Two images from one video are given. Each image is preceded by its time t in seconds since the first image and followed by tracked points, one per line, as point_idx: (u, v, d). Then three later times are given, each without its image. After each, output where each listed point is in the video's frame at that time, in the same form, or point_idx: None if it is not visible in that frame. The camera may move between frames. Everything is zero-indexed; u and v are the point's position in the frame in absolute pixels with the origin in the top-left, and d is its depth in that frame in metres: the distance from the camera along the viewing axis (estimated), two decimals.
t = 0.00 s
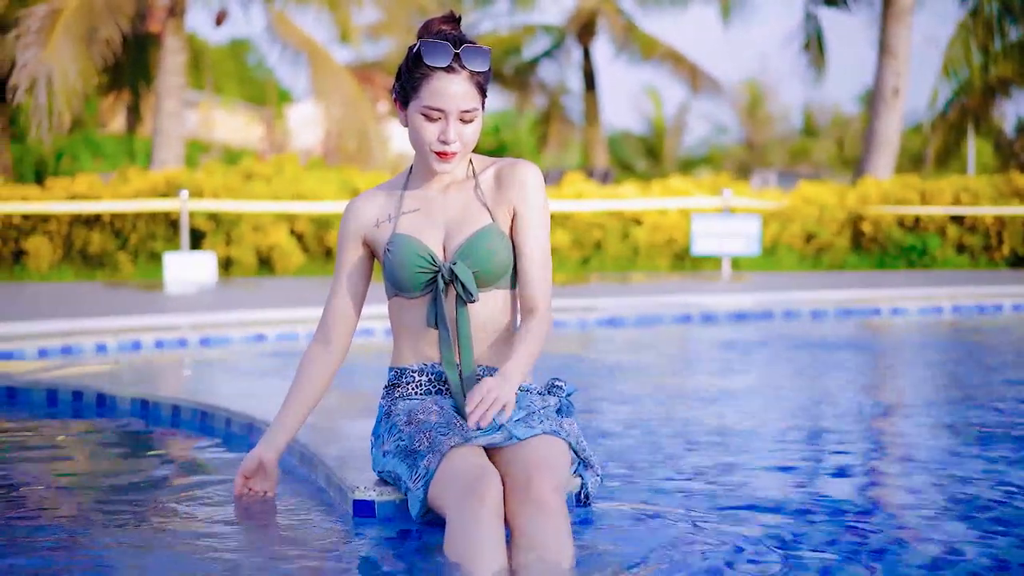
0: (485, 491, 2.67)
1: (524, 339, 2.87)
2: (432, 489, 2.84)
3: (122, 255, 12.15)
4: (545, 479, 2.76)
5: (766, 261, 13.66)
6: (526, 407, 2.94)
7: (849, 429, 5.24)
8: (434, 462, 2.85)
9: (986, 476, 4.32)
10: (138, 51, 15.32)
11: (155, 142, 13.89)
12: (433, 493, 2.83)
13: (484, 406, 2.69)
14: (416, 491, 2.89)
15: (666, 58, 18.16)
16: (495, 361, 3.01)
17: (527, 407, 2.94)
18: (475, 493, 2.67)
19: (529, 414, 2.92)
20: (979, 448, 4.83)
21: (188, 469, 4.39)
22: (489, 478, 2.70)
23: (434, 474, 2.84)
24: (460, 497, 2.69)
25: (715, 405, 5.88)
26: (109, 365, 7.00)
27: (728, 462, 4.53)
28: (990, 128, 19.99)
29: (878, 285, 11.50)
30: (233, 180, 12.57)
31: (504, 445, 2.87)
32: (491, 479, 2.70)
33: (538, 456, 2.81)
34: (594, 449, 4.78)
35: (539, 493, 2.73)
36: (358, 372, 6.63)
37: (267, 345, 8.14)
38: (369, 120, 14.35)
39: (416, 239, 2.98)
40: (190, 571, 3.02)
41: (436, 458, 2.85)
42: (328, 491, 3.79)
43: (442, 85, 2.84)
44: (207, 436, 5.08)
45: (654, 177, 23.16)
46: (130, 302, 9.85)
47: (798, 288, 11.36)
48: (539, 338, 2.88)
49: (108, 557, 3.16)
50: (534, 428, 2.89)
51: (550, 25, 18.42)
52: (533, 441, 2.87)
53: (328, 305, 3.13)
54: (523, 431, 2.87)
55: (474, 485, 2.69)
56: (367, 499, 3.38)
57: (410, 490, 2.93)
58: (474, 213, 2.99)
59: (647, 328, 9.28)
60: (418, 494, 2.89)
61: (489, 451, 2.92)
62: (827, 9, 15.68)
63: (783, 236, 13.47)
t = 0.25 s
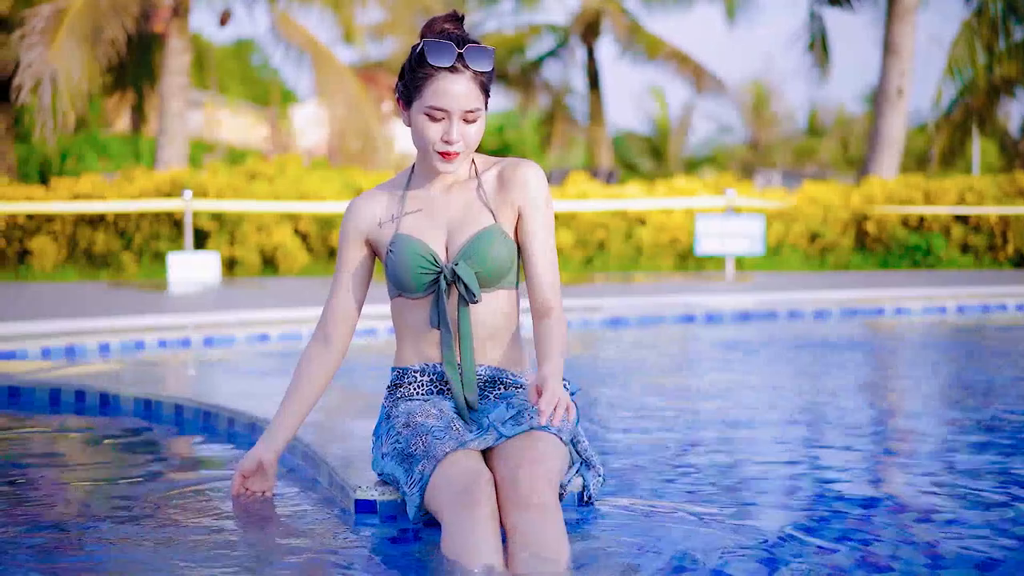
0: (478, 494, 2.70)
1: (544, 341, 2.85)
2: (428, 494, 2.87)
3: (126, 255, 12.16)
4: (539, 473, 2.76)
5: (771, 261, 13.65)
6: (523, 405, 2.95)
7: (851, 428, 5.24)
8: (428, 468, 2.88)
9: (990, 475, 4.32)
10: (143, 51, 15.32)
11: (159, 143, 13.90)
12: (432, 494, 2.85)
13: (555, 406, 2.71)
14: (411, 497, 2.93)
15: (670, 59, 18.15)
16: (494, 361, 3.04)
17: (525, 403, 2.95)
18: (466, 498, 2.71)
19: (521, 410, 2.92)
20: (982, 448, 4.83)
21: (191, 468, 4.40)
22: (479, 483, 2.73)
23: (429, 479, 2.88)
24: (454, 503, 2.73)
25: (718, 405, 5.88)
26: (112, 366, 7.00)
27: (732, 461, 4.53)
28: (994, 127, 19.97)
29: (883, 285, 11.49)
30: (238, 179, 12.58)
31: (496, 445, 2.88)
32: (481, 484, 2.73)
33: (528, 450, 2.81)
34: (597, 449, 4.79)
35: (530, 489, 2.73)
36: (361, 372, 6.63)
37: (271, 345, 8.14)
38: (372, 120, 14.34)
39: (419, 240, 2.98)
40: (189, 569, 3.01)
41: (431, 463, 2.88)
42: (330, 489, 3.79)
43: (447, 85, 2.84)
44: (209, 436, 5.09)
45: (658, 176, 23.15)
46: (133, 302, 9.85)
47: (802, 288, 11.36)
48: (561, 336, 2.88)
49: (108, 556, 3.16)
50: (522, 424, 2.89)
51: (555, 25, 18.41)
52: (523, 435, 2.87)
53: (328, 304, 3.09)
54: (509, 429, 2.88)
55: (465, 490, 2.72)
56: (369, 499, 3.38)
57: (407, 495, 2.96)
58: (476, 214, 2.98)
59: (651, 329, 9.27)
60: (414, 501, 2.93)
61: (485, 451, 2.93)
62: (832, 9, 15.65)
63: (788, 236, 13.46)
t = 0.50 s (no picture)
0: (468, 496, 2.73)
1: (567, 343, 2.88)
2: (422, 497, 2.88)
3: (129, 254, 12.17)
4: (525, 466, 2.76)
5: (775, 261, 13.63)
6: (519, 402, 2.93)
7: (855, 428, 5.24)
8: (420, 472, 2.87)
9: (993, 476, 4.31)
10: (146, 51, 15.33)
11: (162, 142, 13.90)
12: (424, 498, 2.85)
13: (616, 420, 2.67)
14: (406, 499, 2.94)
15: (673, 58, 18.13)
16: (494, 360, 3.01)
17: (520, 401, 2.93)
18: (456, 501, 2.73)
19: (514, 406, 2.91)
20: (986, 448, 4.83)
21: (194, 466, 4.40)
22: (467, 484, 2.76)
23: (420, 484, 2.87)
24: (446, 507, 2.76)
25: (722, 405, 5.87)
26: (115, 365, 7.00)
27: (735, 461, 4.53)
28: (998, 127, 19.94)
29: (886, 285, 11.48)
30: (241, 179, 12.58)
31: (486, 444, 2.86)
32: (469, 486, 2.76)
33: (510, 446, 2.81)
34: (599, 449, 4.78)
35: (515, 483, 2.72)
36: (363, 371, 6.63)
37: (273, 345, 8.14)
38: (375, 120, 14.34)
39: (418, 240, 2.96)
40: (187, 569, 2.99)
41: (422, 468, 2.87)
42: (331, 488, 3.78)
43: (450, 84, 2.83)
44: (211, 436, 5.09)
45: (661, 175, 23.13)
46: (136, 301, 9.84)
47: (806, 288, 11.35)
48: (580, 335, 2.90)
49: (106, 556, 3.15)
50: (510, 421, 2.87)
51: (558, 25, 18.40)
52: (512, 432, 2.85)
53: (326, 301, 3.06)
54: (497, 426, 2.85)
55: (453, 493, 2.75)
56: (370, 498, 3.36)
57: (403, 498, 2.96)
58: (477, 215, 2.98)
59: (654, 329, 9.25)
60: (409, 504, 2.94)
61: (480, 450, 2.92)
62: (835, 9, 15.64)
63: (791, 235, 13.45)
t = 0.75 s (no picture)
0: (458, 494, 2.74)
1: (587, 344, 2.87)
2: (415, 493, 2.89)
3: (133, 254, 12.18)
4: (518, 465, 2.78)
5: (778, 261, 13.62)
6: (516, 402, 2.93)
7: (857, 427, 5.24)
8: (412, 470, 2.88)
9: (997, 475, 4.32)
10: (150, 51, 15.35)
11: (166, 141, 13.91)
12: (416, 494, 2.86)
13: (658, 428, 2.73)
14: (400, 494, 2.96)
15: (677, 58, 18.11)
16: (495, 359, 3.00)
17: (517, 400, 2.93)
18: (447, 498, 2.74)
19: (513, 406, 2.92)
20: (989, 447, 4.83)
21: (196, 464, 4.40)
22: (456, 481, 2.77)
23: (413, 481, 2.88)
24: (434, 506, 2.78)
25: (724, 404, 5.87)
26: (118, 364, 7.01)
27: (737, 460, 4.53)
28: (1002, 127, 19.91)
29: (889, 285, 11.46)
30: (245, 178, 12.59)
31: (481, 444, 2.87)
32: (458, 483, 2.77)
33: (502, 445, 2.83)
34: (602, 448, 4.78)
35: (509, 482, 2.75)
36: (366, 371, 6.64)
37: (275, 344, 8.14)
38: (379, 120, 14.34)
39: (420, 241, 2.96)
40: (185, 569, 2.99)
41: (414, 465, 2.88)
42: (332, 488, 3.77)
43: (454, 82, 2.83)
44: (212, 436, 5.09)
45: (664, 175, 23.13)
46: (138, 301, 9.85)
47: (809, 288, 11.33)
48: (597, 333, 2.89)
49: (105, 554, 3.15)
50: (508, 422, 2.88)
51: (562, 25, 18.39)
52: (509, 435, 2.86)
53: (324, 299, 3.03)
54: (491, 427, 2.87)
55: (440, 493, 2.76)
56: (372, 498, 3.35)
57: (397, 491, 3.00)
58: (479, 215, 2.98)
59: (657, 328, 9.24)
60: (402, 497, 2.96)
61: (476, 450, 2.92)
62: (839, 8, 15.63)
63: (795, 235, 13.44)
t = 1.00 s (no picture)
0: (455, 492, 2.74)
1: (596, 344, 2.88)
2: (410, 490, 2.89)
3: (136, 254, 12.17)
4: (524, 469, 2.81)
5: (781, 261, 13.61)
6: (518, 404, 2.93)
7: (860, 427, 5.23)
8: (407, 467, 2.89)
9: (1001, 475, 4.32)
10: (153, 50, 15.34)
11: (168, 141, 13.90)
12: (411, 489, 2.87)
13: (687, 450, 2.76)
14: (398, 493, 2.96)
15: (680, 58, 18.10)
16: (497, 361, 2.99)
17: (520, 405, 2.93)
18: (443, 496, 2.74)
19: (517, 410, 2.92)
20: (992, 447, 4.83)
21: (199, 464, 4.39)
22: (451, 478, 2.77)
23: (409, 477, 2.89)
24: (429, 509, 2.77)
25: (727, 404, 5.87)
26: (121, 364, 7.00)
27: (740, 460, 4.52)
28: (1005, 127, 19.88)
29: (892, 285, 11.45)
30: (248, 178, 12.59)
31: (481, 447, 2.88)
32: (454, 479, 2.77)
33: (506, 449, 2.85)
34: (605, 448, 4.78)
35: (514, 487, 2.79)
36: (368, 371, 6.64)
37: (278, 344, 8.14)
38: (381, 120, 14.33)
39: (424, 242, 2.94)
40: (190, 569, 2.98)
41: (407, 462, 2.89)
42: (333, 488, 3.76)
43: (457, 81, 2.82)
44: (215, 435, 5.09)
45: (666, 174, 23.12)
46: (141, 300, 9.85)
47: (812, 288, 11.32)
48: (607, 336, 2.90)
49: (110, 554, 3.14)
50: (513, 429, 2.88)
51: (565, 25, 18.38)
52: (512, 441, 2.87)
53: (321, 298, 2.99)
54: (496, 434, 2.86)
55: (435, 494, 2.75)
56: (372, 497, 3.33)
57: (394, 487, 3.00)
58: (481, 218, 2.97)
59: (660, 328, 9.23)
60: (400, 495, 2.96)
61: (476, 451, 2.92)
62: (842, 8, 15.62)
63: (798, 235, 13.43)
